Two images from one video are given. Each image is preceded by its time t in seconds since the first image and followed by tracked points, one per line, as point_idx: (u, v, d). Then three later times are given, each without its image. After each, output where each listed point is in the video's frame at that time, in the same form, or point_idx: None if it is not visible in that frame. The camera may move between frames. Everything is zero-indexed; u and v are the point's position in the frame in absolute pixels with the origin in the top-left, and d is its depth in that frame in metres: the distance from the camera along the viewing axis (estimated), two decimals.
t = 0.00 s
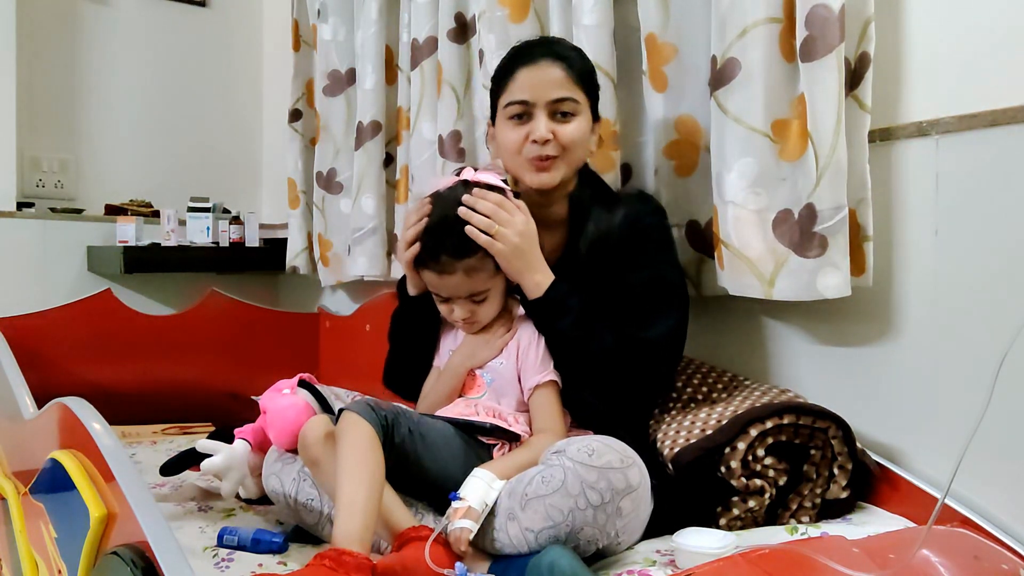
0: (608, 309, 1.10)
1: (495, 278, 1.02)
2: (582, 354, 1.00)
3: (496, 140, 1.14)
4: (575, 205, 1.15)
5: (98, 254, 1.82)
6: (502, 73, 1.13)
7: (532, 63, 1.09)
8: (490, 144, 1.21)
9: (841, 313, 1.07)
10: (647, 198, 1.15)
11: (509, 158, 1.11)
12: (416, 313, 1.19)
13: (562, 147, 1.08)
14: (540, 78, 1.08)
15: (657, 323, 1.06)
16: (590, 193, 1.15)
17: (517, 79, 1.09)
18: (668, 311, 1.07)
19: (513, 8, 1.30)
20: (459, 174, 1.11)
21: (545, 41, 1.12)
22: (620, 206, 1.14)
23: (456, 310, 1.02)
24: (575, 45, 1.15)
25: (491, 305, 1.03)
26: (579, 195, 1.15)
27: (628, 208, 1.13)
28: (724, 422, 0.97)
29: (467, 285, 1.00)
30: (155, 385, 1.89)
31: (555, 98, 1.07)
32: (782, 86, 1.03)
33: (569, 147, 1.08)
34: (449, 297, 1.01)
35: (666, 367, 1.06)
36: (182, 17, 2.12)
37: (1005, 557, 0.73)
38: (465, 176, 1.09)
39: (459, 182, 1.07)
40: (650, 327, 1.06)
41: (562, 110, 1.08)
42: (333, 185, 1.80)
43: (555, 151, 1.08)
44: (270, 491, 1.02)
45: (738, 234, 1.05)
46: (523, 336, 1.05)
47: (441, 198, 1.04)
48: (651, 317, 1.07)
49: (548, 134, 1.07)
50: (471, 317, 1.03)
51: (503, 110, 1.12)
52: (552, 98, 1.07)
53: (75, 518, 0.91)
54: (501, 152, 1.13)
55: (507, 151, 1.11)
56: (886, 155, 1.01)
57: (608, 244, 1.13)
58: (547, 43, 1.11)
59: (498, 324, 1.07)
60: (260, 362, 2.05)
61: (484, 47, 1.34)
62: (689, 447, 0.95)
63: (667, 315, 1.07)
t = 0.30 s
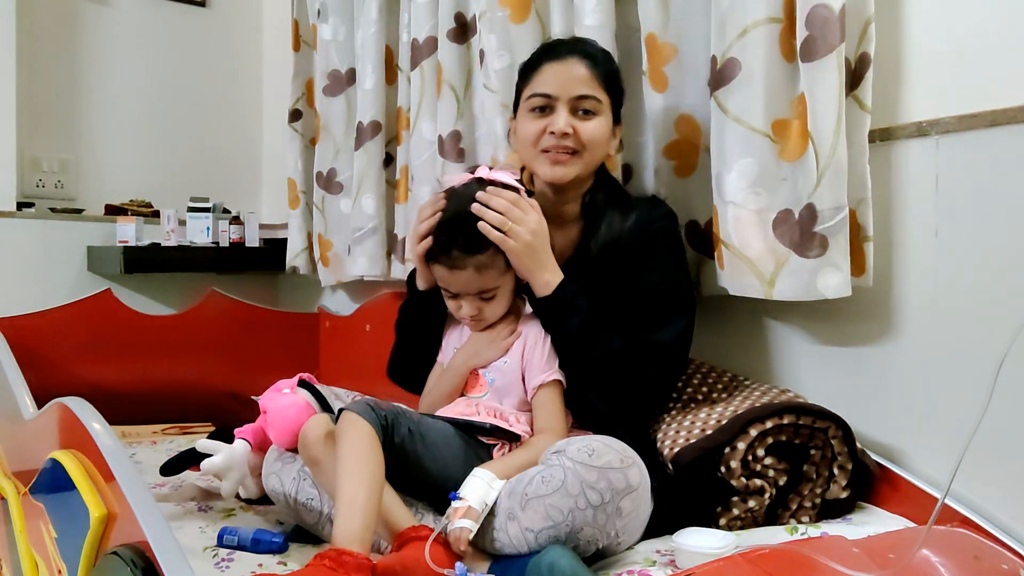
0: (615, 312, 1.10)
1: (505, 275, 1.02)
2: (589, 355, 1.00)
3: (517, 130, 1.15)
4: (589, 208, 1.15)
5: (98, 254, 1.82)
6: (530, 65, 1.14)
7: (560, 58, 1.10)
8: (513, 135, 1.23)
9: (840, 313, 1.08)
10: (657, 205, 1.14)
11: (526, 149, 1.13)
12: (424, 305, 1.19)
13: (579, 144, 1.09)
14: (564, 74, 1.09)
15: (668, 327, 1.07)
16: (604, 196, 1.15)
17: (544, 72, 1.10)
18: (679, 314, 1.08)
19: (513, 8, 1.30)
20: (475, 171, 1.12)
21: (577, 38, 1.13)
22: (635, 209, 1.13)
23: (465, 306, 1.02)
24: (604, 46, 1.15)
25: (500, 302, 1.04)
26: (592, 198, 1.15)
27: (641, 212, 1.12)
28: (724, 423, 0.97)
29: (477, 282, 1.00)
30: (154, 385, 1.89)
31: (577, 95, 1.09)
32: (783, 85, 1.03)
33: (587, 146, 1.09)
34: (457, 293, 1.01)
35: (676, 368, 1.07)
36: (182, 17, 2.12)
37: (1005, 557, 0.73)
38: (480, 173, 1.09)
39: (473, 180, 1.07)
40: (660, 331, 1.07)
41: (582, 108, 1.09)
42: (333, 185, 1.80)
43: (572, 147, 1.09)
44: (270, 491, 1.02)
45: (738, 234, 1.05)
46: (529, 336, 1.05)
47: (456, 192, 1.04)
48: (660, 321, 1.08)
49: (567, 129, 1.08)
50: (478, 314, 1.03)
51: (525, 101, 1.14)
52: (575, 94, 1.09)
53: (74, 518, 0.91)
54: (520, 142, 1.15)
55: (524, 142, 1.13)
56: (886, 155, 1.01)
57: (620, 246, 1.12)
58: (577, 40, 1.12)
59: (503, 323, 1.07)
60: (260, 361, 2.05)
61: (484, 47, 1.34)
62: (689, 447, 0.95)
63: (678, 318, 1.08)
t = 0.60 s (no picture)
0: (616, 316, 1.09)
1: (506, 279, 1.01)
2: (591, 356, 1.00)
3: (515, 130, 1.16)
4: (587, 209, 1.16)
5: (98, 254, 1.82)
6: (530, 65, 1.14)
7: (560, 59, 1.10)
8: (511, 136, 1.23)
9: (840, 313, 1.08)
10: (658, 207, 1.14)
11: (525, 149, 1.13)
12: (423, 305, 1.19)
13: (577, 145, 1.09)
14: (563, 73, 1.09)
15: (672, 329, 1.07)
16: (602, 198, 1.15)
17: (544, 72, 1.11)
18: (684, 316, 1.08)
19: (513, 8, 1.30)
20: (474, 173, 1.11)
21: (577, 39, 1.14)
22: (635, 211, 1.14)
23: (465, 309, 1.01)
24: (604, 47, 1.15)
25: (501, 305, 1.03)
26: (591, 200, 1.16)
27: (641, 213, 1.12)
28: (724, 423, 0.97)
29: (478, 286, 0.99)
30: (154, 385, 1.89)
31: (576, 95, 1.09)
32: (782, 85, 1.03)
33: (585, 146, 1.09)
34: (458, 295, 1.01)
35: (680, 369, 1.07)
36: (182, 17, 2.12)
37: (1004, 557, 0.73)
38: (480, 175, 1.08)
39: (475, 181, 1.07)
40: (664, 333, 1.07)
41: (581, 108, 1.09)
42: (333, 185, 1.80)
43: (570, 147, 1.09)
44: (270, 491, 1.02)
45: (738, 234, 1.05)
46: (527, 341, 1.05)
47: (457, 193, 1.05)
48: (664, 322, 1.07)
49: (565, 129, 1.08)
50: (479, 318, 1.03)
51: (524, 101, 1.14)
52: (573, 95, 1.09)
53: (75, 518, 0.91)
54: (519, 143, 1.15)
55: (523, 142, 1.13)
56: (885, 155, 1.01)
57: (620, 247, 1.12)
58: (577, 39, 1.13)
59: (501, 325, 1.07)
60: (260, 362, 2.05)
61: (484, 47, 1.34)
62: (689, 447, 0.95)
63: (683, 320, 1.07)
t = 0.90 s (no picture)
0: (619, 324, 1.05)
1: (505, 290, 0.99)
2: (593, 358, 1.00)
3: (502, 144, 1.15)
4: (582, 205, 1.13)
5: (98, 254, 1.82)
6: (505, 78, 1.14)
7: (534, 68, 1.10)
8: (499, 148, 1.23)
9: (840, 313, 1.08)
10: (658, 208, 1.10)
11: (515, 162, 1.13)
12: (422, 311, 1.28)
13: (565, 151, 1.09)
14: (538, 83, 1.09)
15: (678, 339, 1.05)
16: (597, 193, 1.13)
17: (519, 84, 1.10)
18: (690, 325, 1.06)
19: (513, 8, 1.30)
20: (467, 178, 1.08)
21: (547, 44, 1.13)
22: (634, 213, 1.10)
23: (465, 320, 1.01)
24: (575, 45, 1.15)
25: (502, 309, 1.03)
26: (586, 196, 1.13)
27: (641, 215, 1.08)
28: (723, 423, 0.97)
29: (476, 299, 0.98)
30: (154, 386, 1.89)
31: (555, 103, 1.09)
32: (782, 86, 1.03)
33: (573, 151, 1.09)
34: (456, 309, 1.00)
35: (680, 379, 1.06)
36: (182, 17, 2.12)
37: (1004, 557, 0.73)
38: (475, 181, 1.06)
39: (472, 189, 1.04)
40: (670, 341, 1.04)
41: (562, 114, 1.09)
42: (333, 185, 1.80)
43: (559, 154, 1.09)
44: (270, 491, 1.02)
45: (737, 234, 1.05)
46: (527, 341, 1.05)
47: (450, 204, 1.01)
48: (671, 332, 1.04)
49: (550, 138, 1.08)
50: (479, 325, 1.03)
51: (505, 115, 1.14)
52: (552, 103, 1.09)
53: (75, 518, 0.91)
54: (508, 155, 1.14)
55: (512, 156, 1.13)
56: (885, 155, 1.01)
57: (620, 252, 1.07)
58: (547, 45, 1.12)
59: (505, 325, 1.07)
60: (261, 362, 2.05)
61: (484, 47, 1.34)
62: (689, 447, 0.95)
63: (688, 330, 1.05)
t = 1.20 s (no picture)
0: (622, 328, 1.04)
1: (502, 292, 0.99)
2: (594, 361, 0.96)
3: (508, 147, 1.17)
4: (588, 208, 1.15)
5: (99, 254, 1.82)
6: (513, 81, 1.15)
7: (538, 74, 1.10)
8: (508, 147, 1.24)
9: (840, 313, 1.08)
10: (665, 213, 1.11)
11: (519, 165, 1.15)
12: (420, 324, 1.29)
13: (567, 159, 1.10)
14: (542, 91, 1.09)
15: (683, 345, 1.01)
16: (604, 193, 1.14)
17: (525, 90, 1.11)
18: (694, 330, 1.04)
19: (513, 8, 1.30)
20: (461, 180, 1.08)
21: (554, 46, 1.12)
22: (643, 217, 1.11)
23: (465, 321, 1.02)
24: (584, 46, 1.13)
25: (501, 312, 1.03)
26: (593, 198, 1.14)
27: (650, 220, 1.10)
28: (724, 423, 0.97)
29: (475, 303, 0.98)
30: (155, 386, 1.89)
31: (558, 111, 1.09)
32: (782, 86, 1.03)
33: (575, 159, 1.10)
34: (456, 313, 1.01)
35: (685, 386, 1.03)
36: (182, 17, 2.12)
37: (1004, 557, 0.73)
38: (468, 182, 1.05)
39: (465, 191, 1.04)
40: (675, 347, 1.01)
41: (566, 122, 1.09)
42: (333, 185, 1.80)
43: (560, 162, 1.10)
44: (270, 491, 1.02)
45: (737, 234, 1.05)
46: (524, 341, 1.06)
47: (444, 206, 1.00)
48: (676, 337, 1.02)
49: (551, 147, 1.09)
50: (478, 327, 1.03)
51: (511, 118, 1.15)
52: (555, 111, 1.09)
53: (75, 518, 0.91)
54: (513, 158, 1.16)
55: (516, 160, 1.15)
56: (886, 155, 1.01)
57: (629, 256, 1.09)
58: (553, 49, 1.12)
59: (503, 325, 1.07)
60: (260, 363, 2.06)
61: (484, 47, 1.34)
62: (688, 447, 0.95)
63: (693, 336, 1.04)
